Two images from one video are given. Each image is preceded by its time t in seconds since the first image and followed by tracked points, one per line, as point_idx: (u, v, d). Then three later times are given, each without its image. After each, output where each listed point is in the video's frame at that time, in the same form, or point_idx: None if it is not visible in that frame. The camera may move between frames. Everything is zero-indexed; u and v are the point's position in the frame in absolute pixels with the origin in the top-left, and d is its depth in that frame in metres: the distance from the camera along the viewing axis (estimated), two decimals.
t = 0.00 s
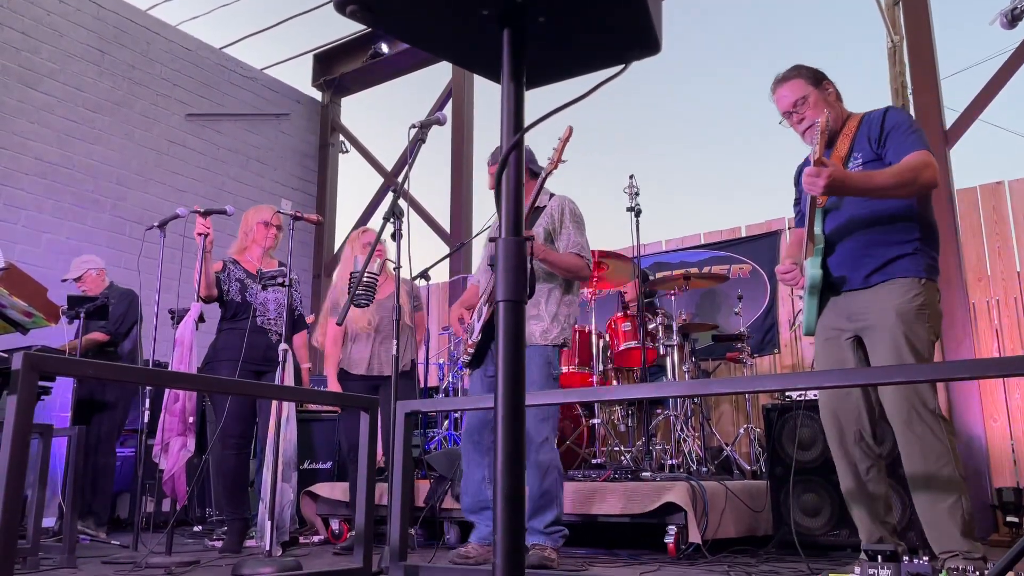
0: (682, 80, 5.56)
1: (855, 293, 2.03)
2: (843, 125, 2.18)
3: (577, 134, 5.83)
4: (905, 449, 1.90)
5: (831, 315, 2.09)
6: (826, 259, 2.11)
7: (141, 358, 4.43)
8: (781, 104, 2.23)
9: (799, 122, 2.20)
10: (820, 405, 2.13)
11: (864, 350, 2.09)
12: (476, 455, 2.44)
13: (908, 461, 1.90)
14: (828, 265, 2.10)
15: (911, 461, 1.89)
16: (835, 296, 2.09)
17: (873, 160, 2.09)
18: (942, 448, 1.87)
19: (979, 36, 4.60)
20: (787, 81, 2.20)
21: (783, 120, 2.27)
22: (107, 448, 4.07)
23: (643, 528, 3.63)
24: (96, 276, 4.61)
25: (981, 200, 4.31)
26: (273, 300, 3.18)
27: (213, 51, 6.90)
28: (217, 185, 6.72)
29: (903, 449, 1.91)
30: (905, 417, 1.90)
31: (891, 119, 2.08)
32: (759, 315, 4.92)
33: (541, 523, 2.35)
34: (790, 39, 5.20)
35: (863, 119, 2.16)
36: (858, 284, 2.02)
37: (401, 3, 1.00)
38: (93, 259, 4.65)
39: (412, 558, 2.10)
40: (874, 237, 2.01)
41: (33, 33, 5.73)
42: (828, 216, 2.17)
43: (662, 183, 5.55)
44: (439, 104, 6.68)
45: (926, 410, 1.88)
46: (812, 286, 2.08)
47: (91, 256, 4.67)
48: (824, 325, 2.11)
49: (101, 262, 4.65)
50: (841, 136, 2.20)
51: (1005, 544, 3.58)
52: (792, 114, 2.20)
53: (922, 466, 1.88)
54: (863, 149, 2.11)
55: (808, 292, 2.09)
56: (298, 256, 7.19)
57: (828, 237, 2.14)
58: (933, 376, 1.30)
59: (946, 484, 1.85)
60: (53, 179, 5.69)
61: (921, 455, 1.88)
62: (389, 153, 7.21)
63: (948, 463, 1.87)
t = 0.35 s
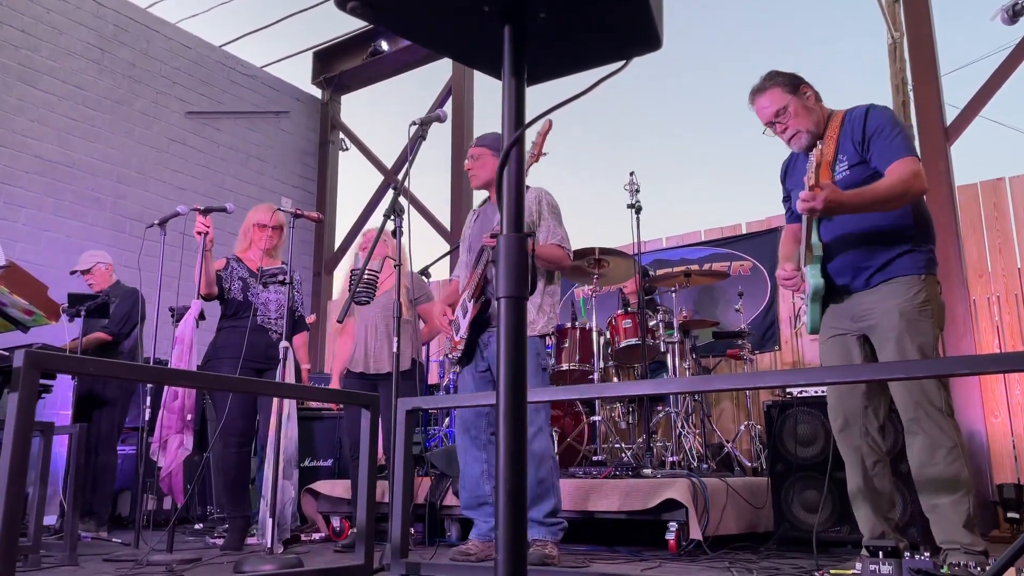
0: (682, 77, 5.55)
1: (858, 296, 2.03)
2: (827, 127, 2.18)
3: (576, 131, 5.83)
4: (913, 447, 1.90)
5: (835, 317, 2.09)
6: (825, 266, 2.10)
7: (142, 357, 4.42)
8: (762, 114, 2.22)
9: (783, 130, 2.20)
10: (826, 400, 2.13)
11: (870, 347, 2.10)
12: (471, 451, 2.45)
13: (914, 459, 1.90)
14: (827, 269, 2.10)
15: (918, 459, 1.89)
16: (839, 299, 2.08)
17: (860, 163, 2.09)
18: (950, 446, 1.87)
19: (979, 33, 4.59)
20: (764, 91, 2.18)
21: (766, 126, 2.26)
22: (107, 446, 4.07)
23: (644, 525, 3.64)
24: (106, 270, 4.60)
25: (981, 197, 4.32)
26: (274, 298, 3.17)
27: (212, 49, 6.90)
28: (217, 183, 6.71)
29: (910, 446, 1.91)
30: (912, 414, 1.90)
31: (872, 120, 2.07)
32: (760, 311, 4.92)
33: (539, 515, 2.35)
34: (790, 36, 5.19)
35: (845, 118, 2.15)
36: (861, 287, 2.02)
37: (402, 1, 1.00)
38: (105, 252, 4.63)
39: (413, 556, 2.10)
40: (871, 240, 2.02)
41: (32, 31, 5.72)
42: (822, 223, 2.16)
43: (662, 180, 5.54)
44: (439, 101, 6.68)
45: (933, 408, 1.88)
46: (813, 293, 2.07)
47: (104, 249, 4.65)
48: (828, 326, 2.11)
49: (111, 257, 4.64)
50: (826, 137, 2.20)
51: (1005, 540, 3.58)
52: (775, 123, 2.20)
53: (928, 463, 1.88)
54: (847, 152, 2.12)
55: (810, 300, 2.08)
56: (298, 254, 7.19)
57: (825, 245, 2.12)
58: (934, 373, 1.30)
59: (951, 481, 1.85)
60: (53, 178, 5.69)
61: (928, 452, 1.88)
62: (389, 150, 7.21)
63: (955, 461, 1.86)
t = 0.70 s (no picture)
0: (681, 75, 5.55)
1: (853, 288, 2.03)
2: (828, 119, 2.17)
3: (576, 129, 5.83)
4: (909, 446, 1.89)
5: (830, 312, 2.09)
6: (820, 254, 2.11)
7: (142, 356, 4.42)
8: (767, 103, 2.24)
9: (785, 120, 2.21)
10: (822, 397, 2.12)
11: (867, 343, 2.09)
12: (467, 451, 2.46)
13: (911, 458, 1.90)
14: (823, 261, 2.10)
15: (915, 457, 1.89)
16: (833, 291, 2.08)
17: (856, 155, 2.09)
18: (946, 444, 1.86)
19: (978, 29, 4.59)
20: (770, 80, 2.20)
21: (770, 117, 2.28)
22: (106, 445, 4.07)
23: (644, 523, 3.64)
24: (107, 269, 4.61)
25: (981, 194, 4.32)
26: (273, 298, 3.17)
27: (212, 48, 6.90)
28: (216, 182, 6.71)
29: (906, 444, 1.91)
30: (907, 412, 1.89)
31: (872, 112, 2.07)
32: (759, 309, 4.93)
33: (538, 512, 2.36)
34: (789, 33, 5.18)
35: (847, 111, 2.15)
36: (855, 279, 2.02)
37: None
38: (105, 250, 4.64)
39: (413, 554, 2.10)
40: (866, 231, 2.02)
41: (32, 30, 5.72)
42: (818, 213, 2.17)
43: (662, 178, 5.54)
44: (439, 100, 6.67)
45: (928, 405, 1.88)
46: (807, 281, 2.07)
47: (105, 248, 4.65)
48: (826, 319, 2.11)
49: (112, 255, 4.64)
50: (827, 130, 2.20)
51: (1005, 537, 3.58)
52: (778, 113, 2.21)
53: (926, 461, 1.88)
54: (846, 143, 2.12)
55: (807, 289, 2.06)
56: (298, 253, 7.19)
57: (819, 234, 2.14)
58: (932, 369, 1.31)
59: (950, 479, 1.85)
60: (53, 177, 5.69)
61: (924, 450, 1.87)
62: (389, 149, 7.20)
63: (951, 459, 1.86)
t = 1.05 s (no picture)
0: (681, 73, 5.55)
1: (855, 280, 2.03)
2: (835, 114, 2.18)
3: (575, 127, 5.82)
4: (910, 444, 1.90)
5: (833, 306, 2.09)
6: (824, 248, 2.13)
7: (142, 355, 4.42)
8: (774, 99, 2.25)
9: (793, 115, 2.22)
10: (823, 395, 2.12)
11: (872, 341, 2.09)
12: (467, 450, 2.46)
13: (913, 455, 1.90)
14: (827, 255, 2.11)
15: (916, 454, 1.89)
16: (836, 283, 2.09)
17: (863, 148, 2.09)
18: (947, 441, 1.86)
19: (978, 28, 4.59)
20: (777, 76, 2.21)
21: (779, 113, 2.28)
22: (106, 444, 4.07)
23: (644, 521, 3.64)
24: (106, 268, 4.62)
25: (980, 192, 4.32)
26: (272, 297, 3.17)
27: (212, 47, 6.89)
28: (216, 181, 6.71)
29: (907, 441, 1.91)
30: (908, 409, 1.90)
31: (878, 104, 2.07)
32: (759, 307, 4.93)
33: (538, 515, 2.37)
34: (789, 31, 5.18)
35: (855, 105, 2.15)
36: (857, 271, 2.02)
37: None
38: (103, 249, 4.64)
39: (412, 553, 2.11)
40: (869, 223, 2.02)
41: (31, 30, 5.72)
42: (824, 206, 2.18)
43: (662, 176, 5.53)
44: (438, 99, 6.67)
45: (930, 402, 1.88)
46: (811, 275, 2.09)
47: (103, 247, 4.65)
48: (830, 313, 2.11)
49: (110, 254, 4.64)
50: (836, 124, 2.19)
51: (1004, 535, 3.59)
52: (785, 108, 2.22)
53: (927, 458, 1.88)
54: (852, 136, 2.12)
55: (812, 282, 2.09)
56: (298, 252, 7.19)
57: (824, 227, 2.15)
58: (934, 367, 1.31)
59: (951, 476, 1.85)
60: (52, 176, 5.69)
61: (925, 447, 1.88)
62: (389, 148, 7.20)
63: (953, 456, 1.86)
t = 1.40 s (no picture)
0: (680, 72, 5.55)
1: (837, 263, 2.05)
2: (863, 107, 2.16)
3: (574, 127, 5.82)
4: (903, 442, 1.89)
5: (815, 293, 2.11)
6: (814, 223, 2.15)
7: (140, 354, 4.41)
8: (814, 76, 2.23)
9: (824, 95, 2.20)
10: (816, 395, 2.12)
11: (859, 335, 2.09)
12: (462, 450, 2.46)
13: (906, 452, 1.90)
14: (812, 231, 2.13)
15: (909, 451, 1.89)
16: (818, 264, 2.11)
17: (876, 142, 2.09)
18: (940, 438, 1.86)
19: (977, 27, 4.59)
20: (824, 54, 2.18)
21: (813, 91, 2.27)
22: (105, 444, 4.07)
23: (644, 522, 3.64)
24: (102, 267, 4.61)
25: (979, 192, 4.32)
26: (272, 298, 3.17)
27: (211, 47, 6.89)
28: (215, 181, 6.71)
29: (900, 439, 1.91)
30: (899, 407, 1.89)
31: (906, 104, 2.06)
32: (758, 307, 4.93)
33: (534, 514, 2.37)
34: (788, 31, 5.18)
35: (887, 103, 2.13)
36: (836, 253, 2.04)
37: None
38: (100, 249, 4.64)
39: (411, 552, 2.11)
40: (859, 209, 2.03)
41: (30, 30, 5.72)
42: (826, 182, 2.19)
43: (661, 176, 5.53)
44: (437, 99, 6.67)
45: (920, 399, 1.88)
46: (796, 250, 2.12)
47: (99, 246, 4.65)
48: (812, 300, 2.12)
49: (107, 254, 4.64)
50: (860, 118, 2.18)
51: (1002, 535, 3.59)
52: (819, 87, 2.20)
53: (920, 456, 1.88)
54: (871, 128, 2.11)
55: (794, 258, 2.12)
56: (297, 252, 7.19)
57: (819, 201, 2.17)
58: (931, 368, 1.31)
59: (945, 473, 1.85)
60: (51, 176, 5.68)
61: (918, 445, 1.87)
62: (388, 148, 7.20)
63: (946, 453, 1.86)
